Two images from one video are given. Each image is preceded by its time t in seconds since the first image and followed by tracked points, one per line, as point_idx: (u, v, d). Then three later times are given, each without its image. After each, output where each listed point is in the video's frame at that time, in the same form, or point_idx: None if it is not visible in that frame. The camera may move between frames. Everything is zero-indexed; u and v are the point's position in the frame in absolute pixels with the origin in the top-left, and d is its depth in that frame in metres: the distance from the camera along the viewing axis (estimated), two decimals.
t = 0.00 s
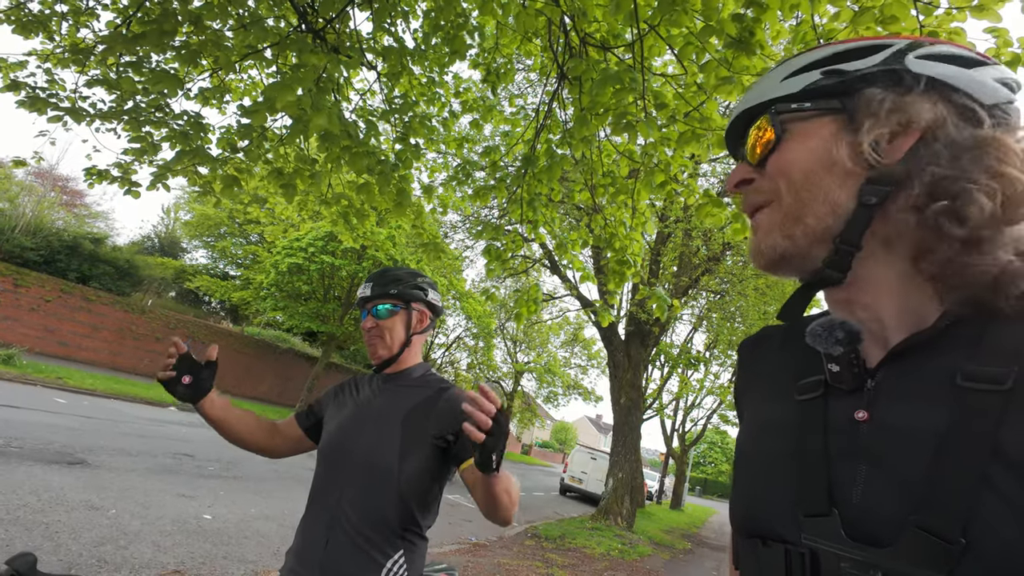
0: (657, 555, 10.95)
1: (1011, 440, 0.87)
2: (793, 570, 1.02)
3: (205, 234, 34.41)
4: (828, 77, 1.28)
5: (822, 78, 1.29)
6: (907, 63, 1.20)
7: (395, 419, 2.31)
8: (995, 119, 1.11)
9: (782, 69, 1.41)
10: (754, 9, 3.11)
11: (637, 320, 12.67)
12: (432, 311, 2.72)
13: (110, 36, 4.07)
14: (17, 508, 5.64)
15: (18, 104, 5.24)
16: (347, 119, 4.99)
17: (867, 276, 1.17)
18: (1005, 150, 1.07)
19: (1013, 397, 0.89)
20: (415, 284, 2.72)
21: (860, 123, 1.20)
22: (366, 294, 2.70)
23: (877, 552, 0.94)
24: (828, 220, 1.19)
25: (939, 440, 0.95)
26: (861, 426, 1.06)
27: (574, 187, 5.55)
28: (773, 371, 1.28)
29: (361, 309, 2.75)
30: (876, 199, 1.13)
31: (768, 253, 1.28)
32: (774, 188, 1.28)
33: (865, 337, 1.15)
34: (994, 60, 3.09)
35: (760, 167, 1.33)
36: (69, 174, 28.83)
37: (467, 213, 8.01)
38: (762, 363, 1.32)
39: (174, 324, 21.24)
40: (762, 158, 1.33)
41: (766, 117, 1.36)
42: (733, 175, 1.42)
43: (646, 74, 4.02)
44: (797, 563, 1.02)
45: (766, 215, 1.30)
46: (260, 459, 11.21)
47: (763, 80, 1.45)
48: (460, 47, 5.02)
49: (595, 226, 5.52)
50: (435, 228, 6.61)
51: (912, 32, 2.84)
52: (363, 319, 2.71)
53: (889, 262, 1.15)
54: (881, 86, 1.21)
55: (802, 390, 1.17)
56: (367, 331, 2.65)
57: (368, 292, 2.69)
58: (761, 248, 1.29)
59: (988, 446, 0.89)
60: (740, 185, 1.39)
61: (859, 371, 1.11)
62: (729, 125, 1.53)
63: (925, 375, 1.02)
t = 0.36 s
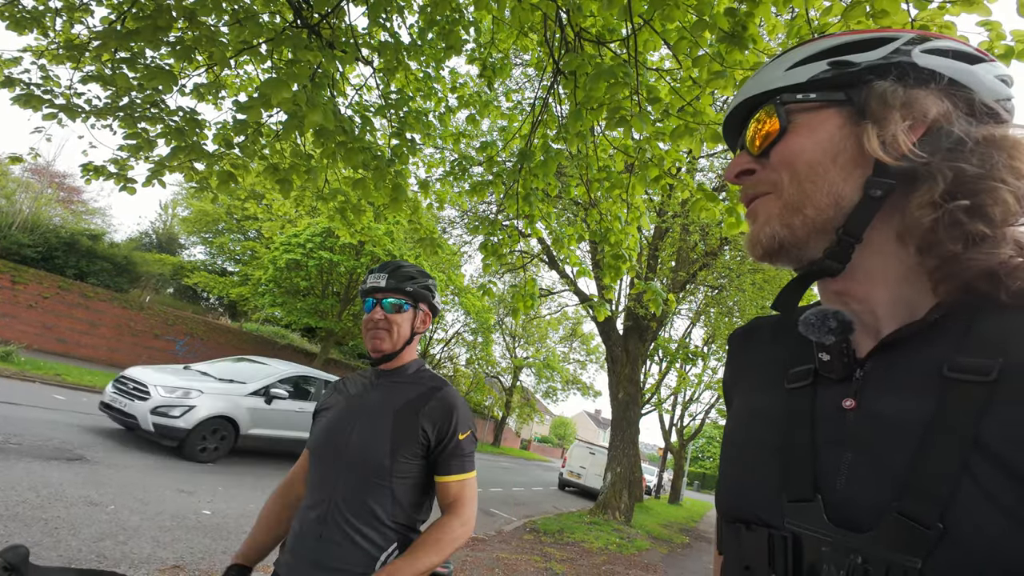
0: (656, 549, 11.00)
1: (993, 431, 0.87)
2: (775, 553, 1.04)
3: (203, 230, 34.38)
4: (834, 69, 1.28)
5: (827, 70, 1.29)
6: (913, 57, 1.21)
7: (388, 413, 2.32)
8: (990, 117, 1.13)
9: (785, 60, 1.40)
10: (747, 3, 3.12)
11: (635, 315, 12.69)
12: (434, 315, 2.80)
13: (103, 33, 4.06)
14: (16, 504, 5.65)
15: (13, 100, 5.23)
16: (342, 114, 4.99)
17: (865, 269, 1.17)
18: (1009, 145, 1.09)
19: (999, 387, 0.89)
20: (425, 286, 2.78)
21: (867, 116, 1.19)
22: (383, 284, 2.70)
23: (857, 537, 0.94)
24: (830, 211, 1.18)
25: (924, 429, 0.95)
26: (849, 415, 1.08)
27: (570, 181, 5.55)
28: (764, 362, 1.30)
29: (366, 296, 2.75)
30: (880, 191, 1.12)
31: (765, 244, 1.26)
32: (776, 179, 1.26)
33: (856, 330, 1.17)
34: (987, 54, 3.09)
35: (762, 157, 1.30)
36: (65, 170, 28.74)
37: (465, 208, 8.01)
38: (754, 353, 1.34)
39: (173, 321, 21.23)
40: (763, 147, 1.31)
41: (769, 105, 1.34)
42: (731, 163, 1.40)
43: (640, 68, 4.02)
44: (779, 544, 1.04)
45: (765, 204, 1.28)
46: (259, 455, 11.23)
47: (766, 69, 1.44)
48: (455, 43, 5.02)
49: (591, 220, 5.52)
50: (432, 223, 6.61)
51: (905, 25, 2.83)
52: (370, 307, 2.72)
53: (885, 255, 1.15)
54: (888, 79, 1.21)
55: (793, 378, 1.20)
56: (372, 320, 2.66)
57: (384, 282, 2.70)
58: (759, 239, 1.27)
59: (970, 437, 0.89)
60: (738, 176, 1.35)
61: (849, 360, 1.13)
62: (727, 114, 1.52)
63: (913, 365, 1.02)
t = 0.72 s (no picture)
0: (656, 546, 11.02)
1: (989, 425, 0.87)
2: (766, 544, 1.03)
3: (204, 228, 34.41)
4: (824, 64, 1.26)
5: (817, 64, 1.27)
6: (903, 47, 1.21)
7: (387, 408, 2.32)
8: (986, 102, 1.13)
9: (768, 56, 1.39)
10: None
11: (635, 313, 12.70)
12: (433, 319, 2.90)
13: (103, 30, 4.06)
14: (18, 501, 5.68)
15: (13, 98, 5.24)
16: (342, 110, 4.99)
17: (861, 262, 1.17)
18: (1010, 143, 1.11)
19: (996, 381, 0.89)
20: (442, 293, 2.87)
21: (862, 109, 1.19)
22: (423, 285, 2.71)
23: (849, 530, 0.95)
24: (829, 209, 1.19)
25: (919, 422, 0.95)
26: (843, 408, 1.07)
27: (570, 178, 5.54)
28: (755, 353, 1.29)
29: (395, 287, 2.68)
30: (876, 187, 1.12)
31: (768, 246, 1.27)
32: (775, 177, 1.26)
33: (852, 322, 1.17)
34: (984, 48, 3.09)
35: (759, 155, 1.30)
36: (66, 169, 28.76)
37: (465, 205, 8.01)
38: (744, 342, 1.33)
39: (174, 319, 21.25)
40: (760, 144, 1.29)
41: (760, 102, 1.33)
42: (728, 163, 1.39)
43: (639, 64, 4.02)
44: (771, 535, 1.04)
45: (767, 205, 1.29)
46: (260, 453, 11.25)
47: (751, 67, 1.42)
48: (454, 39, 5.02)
49: (591, 216, 5.52)
50: (432, 220, 6.61)
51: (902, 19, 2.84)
52: (398, 301, 2.66)
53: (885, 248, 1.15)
54: (882, 72, 1.19)
55: (786, 369, 1.19)
56: (401, 314, 2.63)
57: (425, 284, 2.72)
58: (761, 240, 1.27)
59: (965, 431, 0.89)
60: (739, 175, 1.35)
61: (845, 352, 1.12)
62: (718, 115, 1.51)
63: (908, 358, 1.02)
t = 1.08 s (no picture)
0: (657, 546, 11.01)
1: (993, 426, 0.85)
2: (765, 545, 1.00)
3: (206, 228, 34.47)
4: (839, 59, 1.25)
5: (833, 59, 1.26)
6: (920, 47, 1.17)
7: (387, 410, 2.32)
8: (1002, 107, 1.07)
9: (787, 51, 1.38)
10: None
11: (637, 312, 12.71)
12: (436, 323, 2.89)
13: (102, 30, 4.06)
14: (20, 500, 5.68)
15: (14, 97, 5.25)
16: (342, 110, 4.99)
17: (869, 263, 1.15)
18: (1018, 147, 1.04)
19: (1001, 380, 0.87)
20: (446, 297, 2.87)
21: (870, 106, 1.17)
22: (430, 287, 2.71)
23: (850, 533, 0.91)
24: (831, 206, 1.17)
25: (921, 422, 0.92)
26: (844, 406, 1.03)
27: (570, 178, 5.53)
28: (752, 348, 1.26)
29: (402, 288, 2.68)
30: (880, 185, 1.11)
31: (766, 237, 1.26)
32: (779, 168, 1.25)
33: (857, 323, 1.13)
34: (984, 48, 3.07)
35: (765, 147, 1.30)
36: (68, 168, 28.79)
37: (466, 205, 8.02)
38: (742, 339, 1.29)
39: (176, 318, 21.28)
40: (765, 138, 1.30)
41: (772, 96, 1.33)
42: (732, 155, 1.39)
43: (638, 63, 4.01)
44: (770, 537, 0.99)
45: (767, 197, 1.28)
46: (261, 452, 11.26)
47: (768, 61, 1.43)
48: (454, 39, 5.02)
49: (590, 216, 5.51)
50: (432, 219, 6.61)
51: (901, 18, 2.82)
52: (403, 301, 2.65)
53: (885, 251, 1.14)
54: (894, 70, 1.17)
55: (784, 365, 1.15)
56: (406, 315, 2.62)
57: (432, 287, 2.71)
58: (760, 233, 1.27)
59: (970, 431, 0.87)
60: (743, 166, 1.35)
61: (846, 351, 1.08)
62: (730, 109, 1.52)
63: (909, 356, 1.00)
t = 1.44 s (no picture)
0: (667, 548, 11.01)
1: (963, 424, 0.88)
2: (747, 545, 1.02)
3: (211, 240, 34.69)
4: (820, 68, 1.29)
5: (814, 68, 1.30)
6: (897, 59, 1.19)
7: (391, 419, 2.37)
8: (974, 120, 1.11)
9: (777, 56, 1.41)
10: (734, 4, 3.18)
11: (641, 314, 12.73)
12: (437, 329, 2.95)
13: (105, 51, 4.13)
14: (33, 515, 5.76)
15: (20, 117, 5.33)
16: (342, 123, 5.06)
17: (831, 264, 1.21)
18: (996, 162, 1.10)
19: (969, 379, 0.90)
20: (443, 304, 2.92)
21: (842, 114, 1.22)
22: (425, 299, 2.76)
23: (826, 529, 0.94)
24: (799, 209, 1.22)
25: (895, 421, 0.95)
26: (822, 406, 1.07)
27: (569, 184, 5.57)
28: (738, 352, 1.30)
29: (397, 301, 2.74)
30: (844, 189, 1.15)
31: (738, 238, 1.31)
32: (752, 175, 1.30)
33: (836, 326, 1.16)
34: (971, 47, 3.11)
35: (745, 153, 1.35)
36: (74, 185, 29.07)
37: (467, 212, 8.10)
38: (730, 345, 1.34)
39: (183, 331, 21.42)
40: (747, 144, 1.35)
41: (756, 103, 1.38)
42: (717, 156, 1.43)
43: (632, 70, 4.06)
44: (751, 536, 1.02)
45: (739, 201, 1.32)
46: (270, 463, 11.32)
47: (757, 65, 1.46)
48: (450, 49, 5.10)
49: (590, 220, 5.56)
50: (434, 227, 6.68)
51: (886, 21, 2.87)
52: (399, 315, 2.72)
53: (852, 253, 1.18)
54: (868, 79, 1.22)
55: (768, 368, 1.19)
56: (404, 329, 2.68)
57: (427, 299, 2.76)
58: (732, 230, 1.31)
59: (939, 429, 0.90)
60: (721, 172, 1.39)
61: (826, 352, 1.12)
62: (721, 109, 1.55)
63: (886, 358, 1.03)
